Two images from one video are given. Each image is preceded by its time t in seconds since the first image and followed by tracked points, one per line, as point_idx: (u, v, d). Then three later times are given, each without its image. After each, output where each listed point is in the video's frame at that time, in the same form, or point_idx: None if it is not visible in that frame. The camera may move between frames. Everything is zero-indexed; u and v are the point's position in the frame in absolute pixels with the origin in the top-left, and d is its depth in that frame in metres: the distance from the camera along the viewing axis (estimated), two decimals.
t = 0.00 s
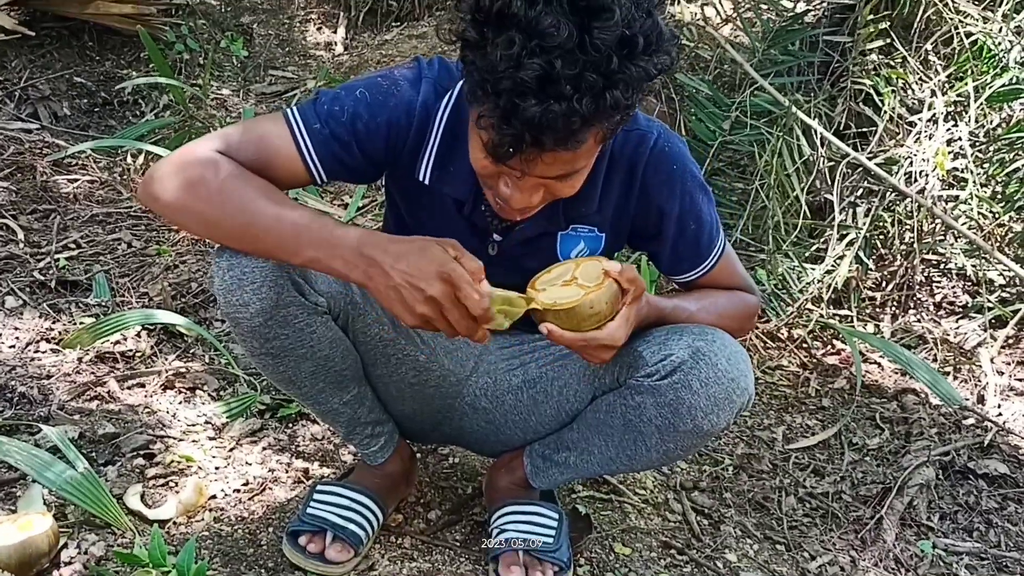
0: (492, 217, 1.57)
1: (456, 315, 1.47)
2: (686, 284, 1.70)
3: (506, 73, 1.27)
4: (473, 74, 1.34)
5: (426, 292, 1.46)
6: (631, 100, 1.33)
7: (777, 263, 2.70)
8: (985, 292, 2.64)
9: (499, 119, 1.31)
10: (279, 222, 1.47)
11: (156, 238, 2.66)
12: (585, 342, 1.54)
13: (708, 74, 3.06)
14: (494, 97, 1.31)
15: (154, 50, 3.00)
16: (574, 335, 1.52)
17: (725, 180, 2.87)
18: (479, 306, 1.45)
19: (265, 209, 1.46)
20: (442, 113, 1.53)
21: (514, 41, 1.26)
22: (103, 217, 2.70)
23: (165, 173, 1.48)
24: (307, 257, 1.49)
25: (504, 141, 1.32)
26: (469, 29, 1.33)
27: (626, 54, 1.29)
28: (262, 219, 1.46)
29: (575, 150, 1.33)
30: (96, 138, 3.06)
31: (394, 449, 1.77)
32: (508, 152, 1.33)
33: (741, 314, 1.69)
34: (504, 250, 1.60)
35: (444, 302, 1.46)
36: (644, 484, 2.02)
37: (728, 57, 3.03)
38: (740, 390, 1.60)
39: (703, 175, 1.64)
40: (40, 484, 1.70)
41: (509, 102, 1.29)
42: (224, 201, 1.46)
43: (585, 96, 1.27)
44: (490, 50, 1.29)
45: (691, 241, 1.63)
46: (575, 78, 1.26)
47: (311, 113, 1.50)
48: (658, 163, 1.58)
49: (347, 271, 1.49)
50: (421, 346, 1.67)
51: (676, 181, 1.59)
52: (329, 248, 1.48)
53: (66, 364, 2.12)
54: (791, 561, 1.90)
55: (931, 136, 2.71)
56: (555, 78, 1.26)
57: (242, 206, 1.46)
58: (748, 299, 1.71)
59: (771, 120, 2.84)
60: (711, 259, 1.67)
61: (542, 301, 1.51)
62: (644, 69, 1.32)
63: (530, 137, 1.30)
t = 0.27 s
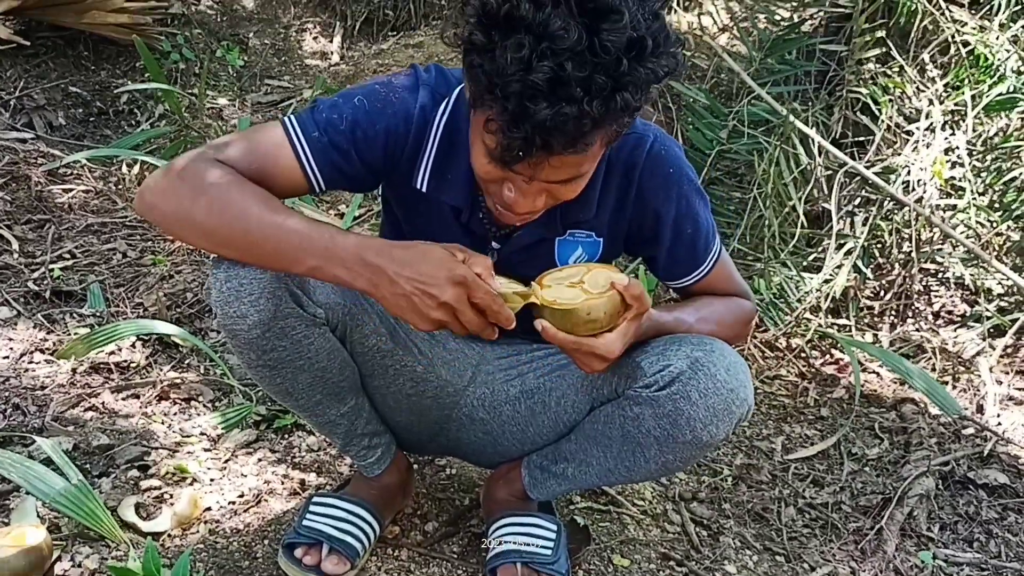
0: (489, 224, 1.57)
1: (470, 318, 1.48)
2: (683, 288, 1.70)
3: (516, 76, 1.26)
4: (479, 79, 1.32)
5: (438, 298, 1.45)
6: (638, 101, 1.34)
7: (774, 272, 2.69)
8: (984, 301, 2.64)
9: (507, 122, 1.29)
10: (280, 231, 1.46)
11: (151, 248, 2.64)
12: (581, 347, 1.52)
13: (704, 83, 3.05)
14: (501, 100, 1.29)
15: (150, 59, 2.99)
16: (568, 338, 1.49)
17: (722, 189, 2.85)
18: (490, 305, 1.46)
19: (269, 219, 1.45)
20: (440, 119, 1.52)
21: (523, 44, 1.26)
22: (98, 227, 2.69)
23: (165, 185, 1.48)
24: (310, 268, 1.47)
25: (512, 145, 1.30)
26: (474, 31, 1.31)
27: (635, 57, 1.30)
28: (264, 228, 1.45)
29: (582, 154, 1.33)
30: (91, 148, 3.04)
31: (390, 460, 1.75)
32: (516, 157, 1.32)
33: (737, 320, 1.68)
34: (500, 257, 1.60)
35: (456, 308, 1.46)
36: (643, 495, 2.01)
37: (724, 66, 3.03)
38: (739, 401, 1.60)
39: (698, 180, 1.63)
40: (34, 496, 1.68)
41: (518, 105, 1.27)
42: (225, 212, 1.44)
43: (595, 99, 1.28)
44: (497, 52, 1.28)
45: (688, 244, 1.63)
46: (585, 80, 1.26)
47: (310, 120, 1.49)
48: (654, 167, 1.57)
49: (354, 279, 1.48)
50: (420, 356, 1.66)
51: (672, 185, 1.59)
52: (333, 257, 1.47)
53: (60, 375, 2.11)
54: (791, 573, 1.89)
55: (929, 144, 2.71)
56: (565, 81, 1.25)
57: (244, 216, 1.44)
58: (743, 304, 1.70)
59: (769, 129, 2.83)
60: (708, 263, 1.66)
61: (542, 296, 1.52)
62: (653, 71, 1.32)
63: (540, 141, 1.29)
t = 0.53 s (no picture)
0: (482, 232, 1.57)
1: (468, 322, 1.50)
2: (681, 297, 1.70)
3: (511, 94, 1.27)
4: (473, 94, 1.32)
5: (441, 301, 1.47)
6: (632, 120, 1.35)
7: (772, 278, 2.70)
8: (980, 309, 2.64)
9: (502, 139, 1.30)
10: (278, 236, 1.45)
11: (149, 256, 2.64)
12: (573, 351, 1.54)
13: (701, 91, 3.06)
14: (495, 116, 1.29)
15: (147, 67, 2.99)
16: (558, 341, 1.52)
17: (720, 197, 2.87)
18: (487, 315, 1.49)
19: (265, 223, 1.45)
20: (433, 127, 1.52)
21: (519, 62, 1.26)
22: (96, 235, 2.68)
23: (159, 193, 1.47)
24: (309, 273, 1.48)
25: (507, 162, 1.30)
26: (471, 48, 1.32)
27: (629, 75, 1.30)
28: (262, 233, 1.45)
29: (576, 170, 1.33)
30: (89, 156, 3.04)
31: (390, 468, 1.75)
32: (510, 173, 1.32)
33: (735, 328, 1.68)
34: (494, 265, 1.61)
35: (459, 312, 1.49)
36: (642, 503, 2.00)
37: (721, 74, 3.03)
38: (737, 406, 1.59)
39: (695, 190, 1.63)
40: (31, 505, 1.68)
41: (512, 123, 1.28)
42: (221, 218, 1.44)
43: (589, 118, 1.28)
44: (494, 70, 1.28)
45: (685, 254, 1.62)
46: (580, 99, 1.27)
47: (304, 127, 1.50)
48: (648, 179, 1.57)
49: (358, 284, 1.49)
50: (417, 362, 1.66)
51: (668, 197, 1.58)
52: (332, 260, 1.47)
53: (58, 384, 2.11)
54: None
55: (925, 152, 2.71)
56: (559, 100, 1.26)
57: (241, 222, 1.44)
58: (742, 312, 1.70)
59: (765, 136, 2.83)
60: (706, 273, 1.65)
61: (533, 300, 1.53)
62: (646, 90, 1.33)
63: (533, 158, 1.29)
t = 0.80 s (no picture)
0: (479, 240, 1.58)
1: (470, 311, 1.50)
2: (676, 305, 1.70)
3: (520, 113, 1.26)
4: (481, 111, 1.32)
5: (441, 289, 1.48)
6: (637, 138, 1.35)
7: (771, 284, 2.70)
8: (980, 315, 2.64)
9: (510, 157, 1.30)
10: (278, 235, 1.46)
11: (149, 263, 2.65)
12: (574, 343, 1.53)
13: (701, 97, 3.06)
14: (504, 134, 1.29)
15: (147, 75, 3.00)
16: (559, 330, 1.52)
17: (720, 203, 2.88)
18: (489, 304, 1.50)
19: (265, 222, 1.46)
20: (430, 136, 1.53)
21: (527, 81, 1.26)
22: (96, 242, 2.69)
23: (155, 199, 1.46)
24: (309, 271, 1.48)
25: (515, 180, 1.31)
26: (479, 66, 1.32)
27: (636, 93, 1.31)
28: (262, 231, 1.45)
29: (581, 185, 1.34)
30: (90, 164, 3.05)
31: (390, 474, 1.75)
32: (518, 190, 1.33)
33: (729, 335, 1.69)
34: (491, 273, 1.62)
35: (458, 301, 1.50)
36: (642, 510, 2.00)
37: (720, 81, 3.03)
38: (731, 409, 1.58)
39: (691, 199, 1.63)
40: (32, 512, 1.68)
41: (521, 142, 1.28)
42: (220, 218, 1.44)
43: (598, 136, 1.29)
44: (500, 88, 1.28)
45: (680, 263, 1.63)
46: (588, 118, 1.27)
47: (301, 134, 1.50)
48: (646, 186, 1.58)
49: (357, 278, 1.50)
50: (415, 368, 1.66)
51: (665, 205, 1.59)
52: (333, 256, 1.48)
53: (58, 391, 2.11)
54: None
55: (925, 158, 2.72)
56: (569, 119, 1.26)
57: (240, 221, 1.44)
58: (736, 320, 1.71)
59: (764, 143, 2.84)
60: (701, 281, 1.66)
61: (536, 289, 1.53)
62: (653, 108, 1.34)
63: (541, 176, 1.30)
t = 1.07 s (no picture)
0: (479, 249, 1.59)
1: (473, 303, 1.51)
2: (674, 314, 1.71)
3: (524, 126, 1.27)
4: (485, 124, 1.32)
5: (442, 284, 1.50)
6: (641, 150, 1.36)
7: (772, 292, 2.71)
8: (981, 323, 2.64)
9: (514, 169, 1.30)
10: (281, 241, 1.47)
11: (151, 272, 2.65)
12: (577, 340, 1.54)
13: (701, 105, 3.07)
14: (507, 147, 1.30)
15: (149, 83, 3.00)
16: (562, 327, 1.52)
17: (720, 210, 2.88)
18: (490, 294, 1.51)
19: (267, 229, 1.47)
20: (430, 144, 1.53)
21: (532, 94, 1.27)
22: (98, 251, 2.69)
23: (158, 210, 1.49)
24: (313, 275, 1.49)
25: (519, 192, 1.32)
26: (483, 79, 1.32)
27: (639, 106, 1.31)
28: (265, 236, 1.46)
29: (583, 198, 1.35)
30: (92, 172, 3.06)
31: (392, 482, 1.75)
32: (522, 204, 1.34)
33: (727, 345, 1.69)
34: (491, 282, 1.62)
35: (459, 292, 1.50)
36: (644, 518, 2.01)
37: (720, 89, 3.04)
38: (727, 419, 1.58)
39: (690, 209, 1.64)
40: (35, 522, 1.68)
41: (525, 154, 1.28)
42: (223, 225, 1.45)
43: (601, 149, 1.29)
44: (505, 101, 1.29)
45: (680, 271, 1.63)
46: (591, 131, 1.28)
47: (302, 144, 1.50)
48: (647, 195, 1.58)
49: (360, 278, 1.51)
50: (416, 377, 1.67)
51: (665, 214, 1.59)
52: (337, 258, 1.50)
53: (60, 400, 2.11)
54: None
55: (925, 166, 2.73)
56: (573, 132, 1.27)
57: (244, 228, 1.46)
58: (733, 331, 1.71)
59: (764, 151, 2.84)
60: (700, 291, 1.67)
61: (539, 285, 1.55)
62: (655, 121, 1.34)
63: (545, 189, 1.31)
